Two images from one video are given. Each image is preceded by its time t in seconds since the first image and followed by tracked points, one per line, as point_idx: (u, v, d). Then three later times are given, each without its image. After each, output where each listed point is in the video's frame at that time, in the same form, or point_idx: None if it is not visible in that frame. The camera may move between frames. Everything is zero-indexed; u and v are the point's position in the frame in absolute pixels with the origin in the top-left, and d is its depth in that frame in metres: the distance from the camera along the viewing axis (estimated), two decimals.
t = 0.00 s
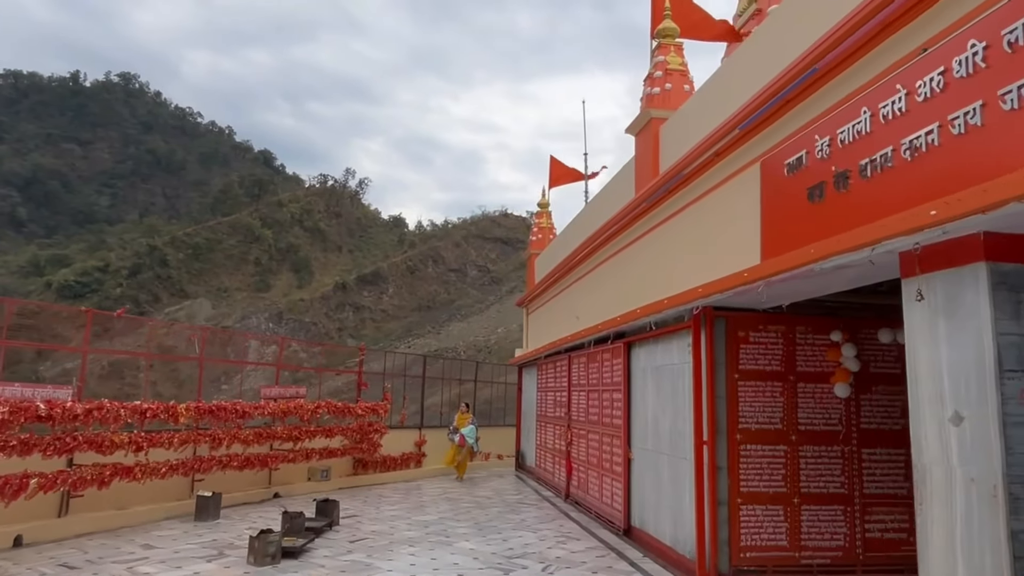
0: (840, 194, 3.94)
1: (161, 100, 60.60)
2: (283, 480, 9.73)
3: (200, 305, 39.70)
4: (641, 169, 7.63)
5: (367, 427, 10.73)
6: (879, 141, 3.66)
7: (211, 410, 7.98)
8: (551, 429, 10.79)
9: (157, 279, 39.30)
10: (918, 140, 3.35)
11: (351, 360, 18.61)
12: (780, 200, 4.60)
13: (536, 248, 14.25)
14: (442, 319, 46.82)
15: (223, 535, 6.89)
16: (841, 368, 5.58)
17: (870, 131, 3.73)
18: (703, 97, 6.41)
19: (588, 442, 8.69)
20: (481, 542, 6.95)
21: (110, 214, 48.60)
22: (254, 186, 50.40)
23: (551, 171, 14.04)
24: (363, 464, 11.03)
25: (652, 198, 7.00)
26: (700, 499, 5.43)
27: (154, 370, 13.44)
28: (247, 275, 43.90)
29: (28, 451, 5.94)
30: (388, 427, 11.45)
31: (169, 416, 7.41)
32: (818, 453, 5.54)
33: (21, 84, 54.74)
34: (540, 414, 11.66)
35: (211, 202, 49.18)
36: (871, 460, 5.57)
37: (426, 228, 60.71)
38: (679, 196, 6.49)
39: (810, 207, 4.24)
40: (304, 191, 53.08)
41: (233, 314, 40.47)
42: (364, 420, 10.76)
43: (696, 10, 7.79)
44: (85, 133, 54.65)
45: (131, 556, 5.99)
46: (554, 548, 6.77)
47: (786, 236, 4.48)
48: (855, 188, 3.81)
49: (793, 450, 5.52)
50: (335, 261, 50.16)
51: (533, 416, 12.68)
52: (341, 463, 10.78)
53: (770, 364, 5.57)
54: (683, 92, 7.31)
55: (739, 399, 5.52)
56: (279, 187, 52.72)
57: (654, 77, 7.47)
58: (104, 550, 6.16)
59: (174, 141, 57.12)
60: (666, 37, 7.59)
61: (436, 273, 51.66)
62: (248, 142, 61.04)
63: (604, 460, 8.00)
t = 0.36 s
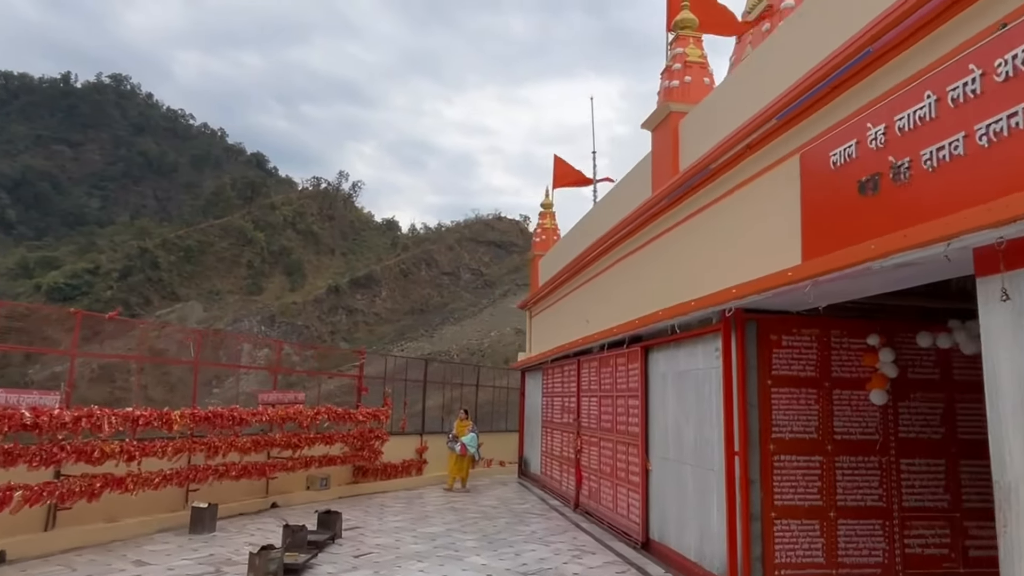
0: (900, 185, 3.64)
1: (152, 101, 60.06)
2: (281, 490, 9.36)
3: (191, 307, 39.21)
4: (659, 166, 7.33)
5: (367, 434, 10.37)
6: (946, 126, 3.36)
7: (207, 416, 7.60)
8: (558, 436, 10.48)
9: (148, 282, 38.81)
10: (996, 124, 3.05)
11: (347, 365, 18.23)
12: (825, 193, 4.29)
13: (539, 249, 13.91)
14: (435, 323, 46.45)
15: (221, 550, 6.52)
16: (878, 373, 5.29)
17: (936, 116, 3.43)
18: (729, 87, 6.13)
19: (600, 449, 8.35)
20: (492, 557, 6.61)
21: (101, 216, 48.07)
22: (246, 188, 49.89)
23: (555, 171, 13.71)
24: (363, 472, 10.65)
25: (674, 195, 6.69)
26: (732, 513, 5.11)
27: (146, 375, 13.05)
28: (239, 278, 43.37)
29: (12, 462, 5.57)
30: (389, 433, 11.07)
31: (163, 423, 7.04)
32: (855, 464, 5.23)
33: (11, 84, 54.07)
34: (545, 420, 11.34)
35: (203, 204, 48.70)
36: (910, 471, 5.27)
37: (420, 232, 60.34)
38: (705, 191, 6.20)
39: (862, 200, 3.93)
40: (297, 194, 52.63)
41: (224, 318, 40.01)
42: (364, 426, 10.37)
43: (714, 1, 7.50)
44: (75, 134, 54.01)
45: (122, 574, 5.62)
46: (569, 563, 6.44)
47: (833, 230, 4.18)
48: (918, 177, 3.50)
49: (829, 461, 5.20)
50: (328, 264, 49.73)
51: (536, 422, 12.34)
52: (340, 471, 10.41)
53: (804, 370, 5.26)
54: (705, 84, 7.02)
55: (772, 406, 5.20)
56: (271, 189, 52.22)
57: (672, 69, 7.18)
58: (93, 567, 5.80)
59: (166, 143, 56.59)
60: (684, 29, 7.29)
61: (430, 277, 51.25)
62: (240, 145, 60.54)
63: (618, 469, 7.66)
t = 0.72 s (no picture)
0: (977, 175, 3.39)
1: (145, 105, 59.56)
2: (285, 499, 9.02)
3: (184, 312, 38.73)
4: (683, 163, 7.07)
5: (373, 440, 10.05)
6: None
7: (210, 423, 7.28)
8: (569, 443, 10.19)
9: (140, 286, 38.33)
10: None
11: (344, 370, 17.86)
12: (888, 186, 4.04)
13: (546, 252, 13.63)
14: (429, 328, 46.17)
15: (226, 564, 6.20)
16: (925, 379, 5.03)
17: (1019, 99, 3.18)
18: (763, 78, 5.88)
19: (618, 457, 8.05)
20: (512, 571, 6.31)
21: (93, 220, 47.53)
22: (239, 192, 49.46)
23: (561, 171, 13.43)
24: (368, 480, 10.32)
25: (702, 192, 6.43)
26: (775, 526, 4.83)
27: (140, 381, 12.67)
28: (232, 282, 42.93)
29: (7, 472, 5.25)
30: (395, 440, 10.74)
31: (165, 430, 6.72)
32: (901, 474, 4.96)
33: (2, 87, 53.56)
34: (554, 427, 11.04)
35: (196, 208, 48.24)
36: (958, 482, 5.00)
37: (413, 237, 60.01)
38: (741, 188, 5.94)
39: (928, 192, 3.68)
40: (290, 198, 52.22)
41: (216, 322, 39.67)
42: (370, 433, 10.04)
43: None
44: (67, 138, 53.53)
45: None
46: None
47: (897, 226, 3.92)
48: (998, 166, 3.26)
49: (874, 471, 4.94)
50: (322, 269, 49.34)
51: (544, 428, 12.05)
52: (345, 479, 10.08)
53: (847, 375, 5.01)
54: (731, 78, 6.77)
55: (815, 413, 4.94)
56: (265, 193, 51.85)
57: (696, 62, 6.94)
58: None
59: (158, 147, 56.08)
60: (709, 22, 7.10)
61: (424, 282, 50.89)
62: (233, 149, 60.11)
63: (639, 478, 7.36)
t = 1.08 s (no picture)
0: None
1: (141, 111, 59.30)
2: (288, 509, 8.73)
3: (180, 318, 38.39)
4: (703, 160, 6.82)
5: (379, 448, 9.75)
6: None
7: (212, 430, 7.00)
8: (580, 451, 9.90)
9: (136, 292, 37.99)
10: None
11: (344, 377, 17.59)
12: (945, 177, 3.79)
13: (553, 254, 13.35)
14: (426, 335, 45.93)
15: None
16: (968, 384, 4.77)
17: None
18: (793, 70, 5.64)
19: (633, 466, 7.77)
20: None
21: (89, 226, 47.26)
22: (236, 199, 49.28)
23: (569, 174, 13.17)
24: (373, 489, 10.01)
25: (727, 190, 6.18)
26: (814, 540, 4.56)
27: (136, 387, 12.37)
28: (228, 289, 42.62)
29: None
30: (400, 448, 10.45)
31: (165, 438, 6.45)
32: (944, 484, 4.70)
33: None
34: (564, 434, 10.76)
35: (193, 215, 48.01)
36: (1003, 492, 4.74)
37: (410, 243, 59.84)
38: (770, 184, 5.70)
39: (997, 181, 3.44)
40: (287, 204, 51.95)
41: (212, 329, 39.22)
42: (376, 440, 9.74)
43: None
44: (64, 144, 53.25)
45: None
46: None
47: (956, 220, 3.66)
48: None
49: (916, 481, 4.68)
50: (319, 275, 49.06)
51: (552, 435, 11.76)
52: (349, 488, 9.78)
53: (886, 379, 4.76)
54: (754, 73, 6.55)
55: (854, 420, 4.68)
56: (262, 199, 51.58)
57: (718, 57, 6.71)
58: None
59: (155, 152, 55.82)
60: (729, 16, 6.87)
61: (421, 288, 50.61)
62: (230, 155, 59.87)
63: (657, 488, 7.07)
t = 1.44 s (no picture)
0: None
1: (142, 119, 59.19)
2: (295, 524, 8.38)
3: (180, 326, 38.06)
4: (734, 160, 6.51)
5: (389, 460, 9.40)
6: None
7: (218, 443, 6.67)
8: (597, 462, 9.56)
9: (136, 301, 37.67)
10: None
11: (347, 387, 17.25)
12: None
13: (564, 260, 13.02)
14: (426, 343, 45.59)
15: None
16: None
17: None
18: (836, 63, 5.33)
19: (658, 479, 7.43)
20: None
21: (89, 235, 47.02)
22: (237, 207, 49.71)
23: (581, 177, 12.86)
24: (383, 502, 9.66)
25: (763, 189, 5.86)
26: (871, 562, 4.22)
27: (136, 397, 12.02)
28: (228, 297, 42.31)
29: None
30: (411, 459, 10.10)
31: (169, 451, 6.11)
32: (1009, 502, 4.38)
33: None
34: (579, 445, 10.42)
35: (193, 223, 47.77)
36: None
37: (410, 251, 59.56)
38: (812, 182, 5.38)
39: None
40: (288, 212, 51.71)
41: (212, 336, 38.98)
42: (386, 452, 9.40)
43: None
44: (64, 152, 53.03)
45: None
46: None
47: None
48: None
49: (979, 499, 4.35)
50: (319, 284, 48.76)
51: (565, 446, 11.42)
52: (358, 502, 9.43)
53: (945, 389, 4.43)
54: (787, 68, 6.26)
55: (912, 433, 4.35)
56: (262, 208, 51.33)
57: (749, 51, 6.41)
58: None
59: (155, 161, 55.64)
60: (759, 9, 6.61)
61: (421, 296, 50.27)
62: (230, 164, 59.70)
63: (685, 503, 6.73)
